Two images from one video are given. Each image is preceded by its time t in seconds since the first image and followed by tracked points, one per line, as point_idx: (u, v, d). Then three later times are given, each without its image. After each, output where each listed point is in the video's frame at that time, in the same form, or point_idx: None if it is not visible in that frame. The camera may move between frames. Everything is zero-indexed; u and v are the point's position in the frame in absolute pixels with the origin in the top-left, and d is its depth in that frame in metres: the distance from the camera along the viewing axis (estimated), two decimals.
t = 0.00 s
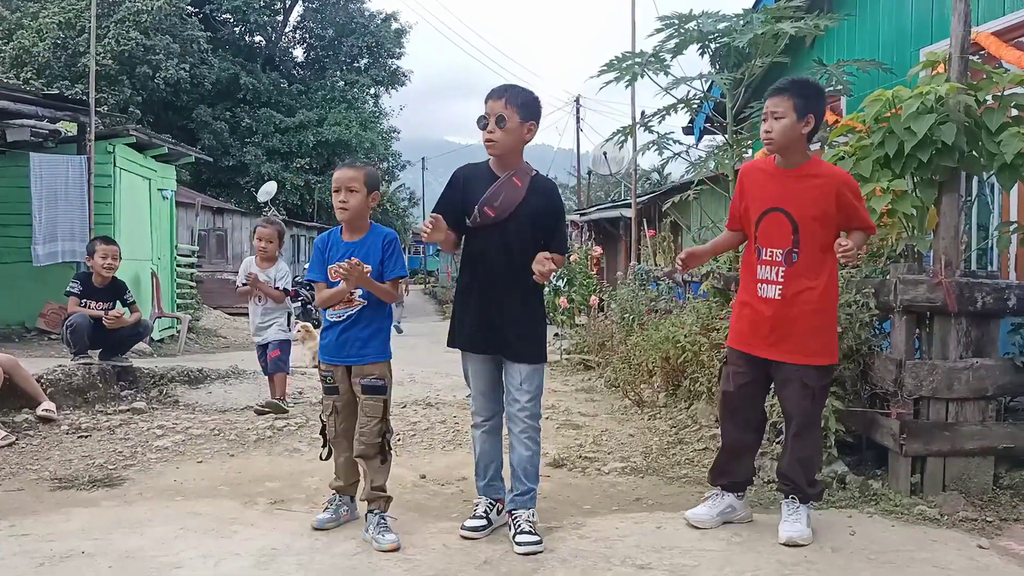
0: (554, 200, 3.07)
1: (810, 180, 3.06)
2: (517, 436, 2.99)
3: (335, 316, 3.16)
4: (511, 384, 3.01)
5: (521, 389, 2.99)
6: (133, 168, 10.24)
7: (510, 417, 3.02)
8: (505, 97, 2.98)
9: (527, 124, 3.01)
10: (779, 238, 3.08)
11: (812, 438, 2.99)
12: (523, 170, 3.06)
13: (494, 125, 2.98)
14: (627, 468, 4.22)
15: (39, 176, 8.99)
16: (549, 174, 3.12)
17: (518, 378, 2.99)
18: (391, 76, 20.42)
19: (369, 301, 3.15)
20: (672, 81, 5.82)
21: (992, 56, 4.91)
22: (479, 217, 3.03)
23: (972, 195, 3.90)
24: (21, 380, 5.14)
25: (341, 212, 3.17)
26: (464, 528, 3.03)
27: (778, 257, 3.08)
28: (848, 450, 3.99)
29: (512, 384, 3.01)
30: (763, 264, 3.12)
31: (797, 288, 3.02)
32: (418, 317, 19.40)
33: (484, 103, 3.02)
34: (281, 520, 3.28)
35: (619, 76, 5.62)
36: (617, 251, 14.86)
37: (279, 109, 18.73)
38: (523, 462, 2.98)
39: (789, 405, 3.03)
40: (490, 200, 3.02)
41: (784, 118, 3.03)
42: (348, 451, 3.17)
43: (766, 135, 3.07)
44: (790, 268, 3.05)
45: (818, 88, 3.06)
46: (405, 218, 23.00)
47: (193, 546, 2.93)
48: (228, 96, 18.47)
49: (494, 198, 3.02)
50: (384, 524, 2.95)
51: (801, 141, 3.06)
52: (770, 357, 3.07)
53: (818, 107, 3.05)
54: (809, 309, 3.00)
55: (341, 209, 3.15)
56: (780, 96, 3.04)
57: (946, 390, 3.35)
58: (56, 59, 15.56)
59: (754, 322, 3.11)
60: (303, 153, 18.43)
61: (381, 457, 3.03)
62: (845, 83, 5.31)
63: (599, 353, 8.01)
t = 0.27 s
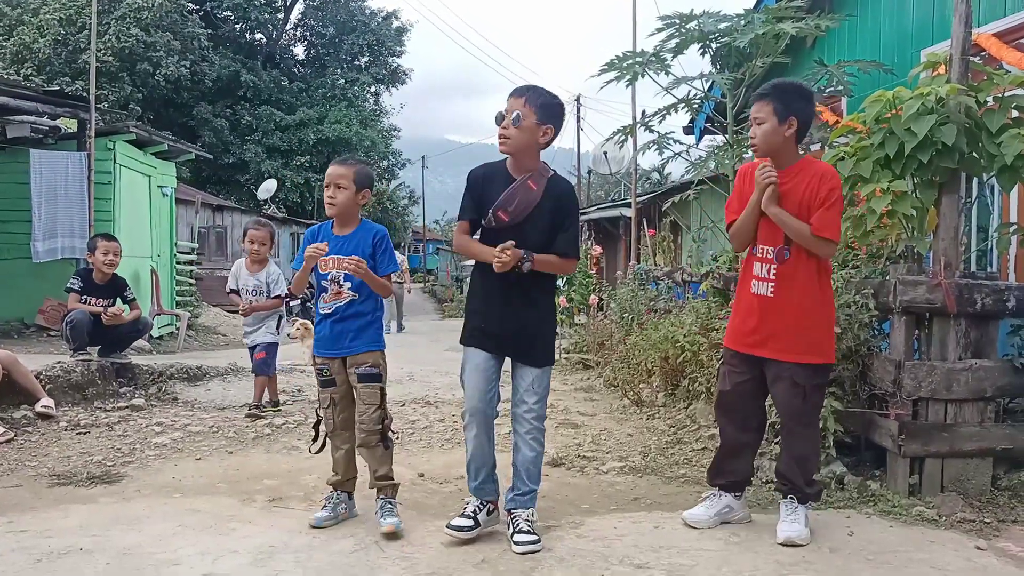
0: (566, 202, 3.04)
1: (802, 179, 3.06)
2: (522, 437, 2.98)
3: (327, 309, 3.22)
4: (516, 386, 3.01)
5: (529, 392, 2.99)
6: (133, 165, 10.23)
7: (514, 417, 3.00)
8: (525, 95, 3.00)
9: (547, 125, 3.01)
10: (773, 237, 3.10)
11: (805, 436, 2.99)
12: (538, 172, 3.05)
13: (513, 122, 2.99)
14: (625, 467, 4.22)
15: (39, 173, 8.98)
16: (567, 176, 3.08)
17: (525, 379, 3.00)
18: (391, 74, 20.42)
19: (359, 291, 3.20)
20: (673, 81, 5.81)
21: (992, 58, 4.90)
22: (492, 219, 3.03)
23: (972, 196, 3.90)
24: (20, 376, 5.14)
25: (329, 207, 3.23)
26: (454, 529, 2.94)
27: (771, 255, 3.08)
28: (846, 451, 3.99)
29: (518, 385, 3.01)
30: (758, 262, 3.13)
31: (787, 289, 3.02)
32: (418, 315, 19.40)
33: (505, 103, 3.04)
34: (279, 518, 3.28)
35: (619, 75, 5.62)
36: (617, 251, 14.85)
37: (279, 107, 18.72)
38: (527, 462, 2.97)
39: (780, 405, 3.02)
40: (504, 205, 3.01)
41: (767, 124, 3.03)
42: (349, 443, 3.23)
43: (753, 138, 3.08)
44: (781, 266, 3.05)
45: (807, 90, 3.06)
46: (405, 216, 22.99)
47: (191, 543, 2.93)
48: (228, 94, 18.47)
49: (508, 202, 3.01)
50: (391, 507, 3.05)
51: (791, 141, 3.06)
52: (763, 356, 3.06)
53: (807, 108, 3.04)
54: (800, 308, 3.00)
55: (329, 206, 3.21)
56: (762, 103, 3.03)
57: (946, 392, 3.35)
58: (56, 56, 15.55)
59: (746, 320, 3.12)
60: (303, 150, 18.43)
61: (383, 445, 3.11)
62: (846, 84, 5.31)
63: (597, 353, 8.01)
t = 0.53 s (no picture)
0: (574, 197, 3.02)
1: (801, 184, 3.04)
2: (522, 437, 2.99)
3: (337, 306, 3.31)
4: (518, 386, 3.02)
5: (530, 392, 2.99)
6: (135, 162, 10.24)
7: (515, 417, 3.01)
8: (530, 86, 3.00)
9: (552, 117, 3.01)
10: (774, 243, 3.07)
11: (804, 437, 2.99)
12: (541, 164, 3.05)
13: (517, 113, 2.99)
14: (625, 467, 4.22)
15: (40, 170, 8.98)
16: (572, 171, 3.08)
17: (527, 379, 3.00)
18: (393, 73, 20.41)
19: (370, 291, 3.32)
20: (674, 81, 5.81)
21: (995, 59, 4.90)
22: (496, 215, 3.04)
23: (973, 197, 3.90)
24: (20, 372, 5.14)
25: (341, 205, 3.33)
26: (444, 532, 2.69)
27: (773, 262, 3.07)
28: (847, 452, 3.99)
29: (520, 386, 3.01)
30: (758, 268, 3.11)
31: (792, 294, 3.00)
32: (418, 314, 19.40)
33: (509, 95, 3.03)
34: (279, 515, 3.28)
35: (621, 75, 5.62)
36: (618, 251, 14.84)
37: (281, 105, 18.72)
38: (527, 462, 2.98)
39: (780, 406, 3.03)
40: (506, 200, 3.02)
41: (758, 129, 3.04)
42: (350, 441, 3.27)
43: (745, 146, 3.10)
44: (784, 272, 3.03)
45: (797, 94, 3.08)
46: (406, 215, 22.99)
47: (191, 540, 2.93)
48: (230, 92, 18.47)
49: (511, 197, 3.01)
50: (411, 491, 3.31)
51: (784, 145, 3.05)
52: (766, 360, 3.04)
53: (798, 112, 3.05)
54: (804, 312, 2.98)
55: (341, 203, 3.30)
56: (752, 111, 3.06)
57: (946, 393, 3.35)
58: (58, 53, 15.56)
59: (750, 328, 3.10)
60: (305, 149, 18.42)
61: (399, 438, 3.31)
62: (848, 84, 5.29)
63: (598, 353, 8.01)
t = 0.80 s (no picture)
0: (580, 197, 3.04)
1: (801, 181, 3.02)
2: (526, 439, 3.00)
3: (367, 307, 3.34)
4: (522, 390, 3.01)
5: (535, 395, 3.00)
6: (137, 160, 10.24)
7: (519, 420, 3.01)
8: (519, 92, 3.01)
9: (544, 118, 2.99)
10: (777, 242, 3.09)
11: (809, 438, 2.98)
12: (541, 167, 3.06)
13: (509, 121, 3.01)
14: (626, 467, 4.22)
15: (43, 168, 9.00)
16: (576, 172, 3.09)
17: (531, 383, 3.00)
18: (396, 72, 20.42)
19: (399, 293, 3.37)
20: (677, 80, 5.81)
21: (998, 59, 4.90)
22: (503, 219, 3.04)
23: (976, 198, 3.89)
24: (22, 370, 5.15)
25: (376, 210, 3.33)
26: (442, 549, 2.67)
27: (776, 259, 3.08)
28: (848, 453, 3.99)
29: (523, 390, 3.01)
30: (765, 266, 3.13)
31: (793, 293, 3.01)
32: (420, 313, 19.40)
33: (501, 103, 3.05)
34: (280, 514, 3.29)
35: (624, 74, 5.61)
36: (620, 251, 14.85)
37: (283, 104, 18.73)
38: (532, 464, 2.99)
39: (785, 405, 3.02)
40: (513, 203, 3.03)
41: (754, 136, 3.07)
42: (363, 439, 3.27)
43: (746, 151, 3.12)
44: (786, 270, 3.04)
45: (794, 93, 3.05)
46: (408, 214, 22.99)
47: (192, 538, 2.94)
48: (233, 90, 18.48)
49: (518, 200, 3.02)
50: (417, 490, 3.37)
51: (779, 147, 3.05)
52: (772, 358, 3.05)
53: (795, 112, 3.03)
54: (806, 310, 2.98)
55: (374, 209, 3.30)
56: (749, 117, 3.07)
57: (948, 394, 3.35)
58: (61, 51, 15.58)
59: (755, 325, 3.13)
60: (307, 147, 18.43)
61: (412, 437, 3.36)
62: (851, 84, 5.28)
63: (600, 352, 8.01)
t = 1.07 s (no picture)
0: (580, 195, 3.03)
1: (803, 183, 3.01)
2: (526, 435, 3.01)
3: (385, 305, 3.36)
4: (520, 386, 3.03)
5: (534, 391, 3.01)
6: (139, 160, 10.25)
7: (517, 417, 3.03)
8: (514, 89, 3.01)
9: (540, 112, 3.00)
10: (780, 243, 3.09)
11: (812, 440, 2.98)
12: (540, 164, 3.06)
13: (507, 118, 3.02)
14: (628, 467, 4.22)
15: (45, 167, 9.00)
16: (576, 170, 3.08)
17: (530, 379, 3.01)
18: (397, 72, 20.42)
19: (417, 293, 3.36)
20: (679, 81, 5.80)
21: (1000, 60, 4.90)
22: (501, 215, 3.03)
23: (978, 198, 3.89)
24: (24, 369, 5.15)
25: (399, 209, 3.33)
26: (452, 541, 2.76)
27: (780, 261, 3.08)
28: (850, 453, 3.99)
29: (522, 387, 3.02)
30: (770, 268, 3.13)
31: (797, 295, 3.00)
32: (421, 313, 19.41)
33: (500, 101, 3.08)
34: (281, 513, 3.29)
35: (625, 74, 5.61)
36: (621, 251, 14.85)
37: (285, 103, 18.74)
38: (532, 461, 2.99)
39: (788, 407, 3.02)
40: (512, 199, 3.01)
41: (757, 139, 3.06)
42: (375, 434, 3.28)
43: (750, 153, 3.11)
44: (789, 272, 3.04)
45: (795, 95, 3.03)
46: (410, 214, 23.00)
47: (193, 538, 2.94)
48: (235, 90, 18.49)
49: (516, 196, 3.00)
50: (418, 490, 3.37)
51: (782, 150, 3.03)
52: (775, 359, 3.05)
53: (796, 116, 3.01)
54: (809, 313, 2.98)
55: (398, 208, 3.31)
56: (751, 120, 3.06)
57: (950, 394, 3.34)
58: (64, 50, 15.60)
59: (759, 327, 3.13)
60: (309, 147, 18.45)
61: (418, 435, 3.36)
62: (853, 85, 5.28)
63: (601, 352, 8.02)
